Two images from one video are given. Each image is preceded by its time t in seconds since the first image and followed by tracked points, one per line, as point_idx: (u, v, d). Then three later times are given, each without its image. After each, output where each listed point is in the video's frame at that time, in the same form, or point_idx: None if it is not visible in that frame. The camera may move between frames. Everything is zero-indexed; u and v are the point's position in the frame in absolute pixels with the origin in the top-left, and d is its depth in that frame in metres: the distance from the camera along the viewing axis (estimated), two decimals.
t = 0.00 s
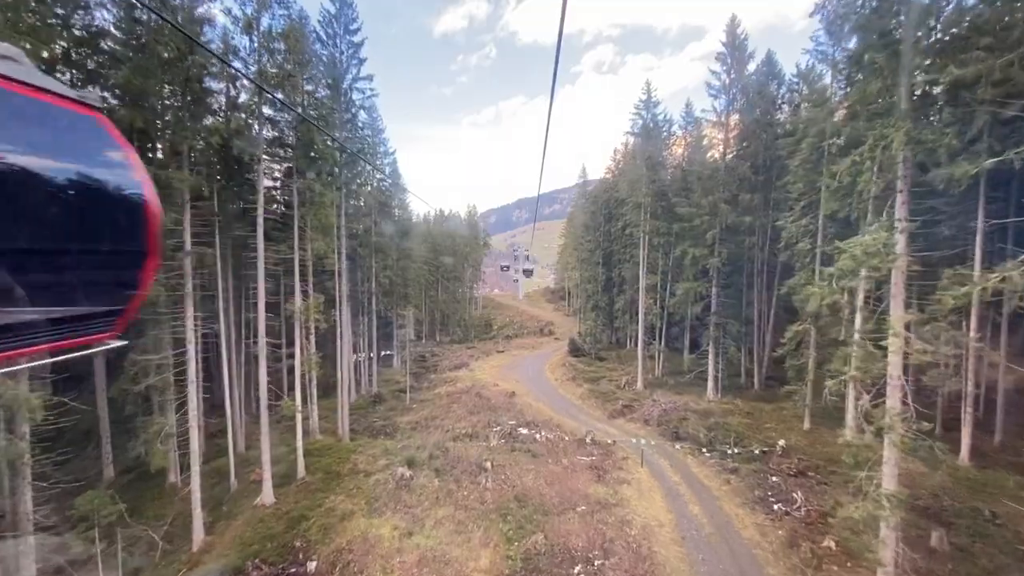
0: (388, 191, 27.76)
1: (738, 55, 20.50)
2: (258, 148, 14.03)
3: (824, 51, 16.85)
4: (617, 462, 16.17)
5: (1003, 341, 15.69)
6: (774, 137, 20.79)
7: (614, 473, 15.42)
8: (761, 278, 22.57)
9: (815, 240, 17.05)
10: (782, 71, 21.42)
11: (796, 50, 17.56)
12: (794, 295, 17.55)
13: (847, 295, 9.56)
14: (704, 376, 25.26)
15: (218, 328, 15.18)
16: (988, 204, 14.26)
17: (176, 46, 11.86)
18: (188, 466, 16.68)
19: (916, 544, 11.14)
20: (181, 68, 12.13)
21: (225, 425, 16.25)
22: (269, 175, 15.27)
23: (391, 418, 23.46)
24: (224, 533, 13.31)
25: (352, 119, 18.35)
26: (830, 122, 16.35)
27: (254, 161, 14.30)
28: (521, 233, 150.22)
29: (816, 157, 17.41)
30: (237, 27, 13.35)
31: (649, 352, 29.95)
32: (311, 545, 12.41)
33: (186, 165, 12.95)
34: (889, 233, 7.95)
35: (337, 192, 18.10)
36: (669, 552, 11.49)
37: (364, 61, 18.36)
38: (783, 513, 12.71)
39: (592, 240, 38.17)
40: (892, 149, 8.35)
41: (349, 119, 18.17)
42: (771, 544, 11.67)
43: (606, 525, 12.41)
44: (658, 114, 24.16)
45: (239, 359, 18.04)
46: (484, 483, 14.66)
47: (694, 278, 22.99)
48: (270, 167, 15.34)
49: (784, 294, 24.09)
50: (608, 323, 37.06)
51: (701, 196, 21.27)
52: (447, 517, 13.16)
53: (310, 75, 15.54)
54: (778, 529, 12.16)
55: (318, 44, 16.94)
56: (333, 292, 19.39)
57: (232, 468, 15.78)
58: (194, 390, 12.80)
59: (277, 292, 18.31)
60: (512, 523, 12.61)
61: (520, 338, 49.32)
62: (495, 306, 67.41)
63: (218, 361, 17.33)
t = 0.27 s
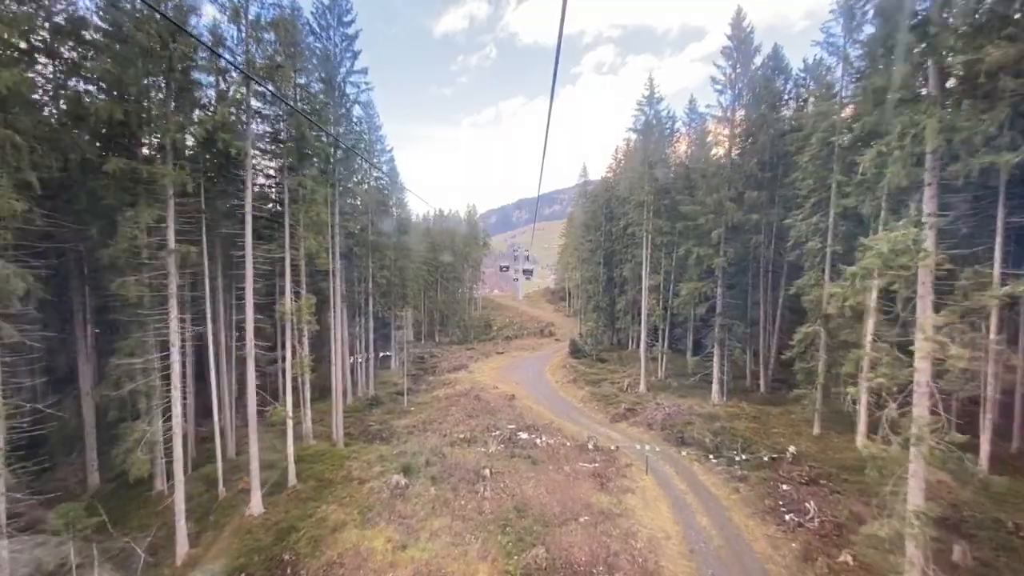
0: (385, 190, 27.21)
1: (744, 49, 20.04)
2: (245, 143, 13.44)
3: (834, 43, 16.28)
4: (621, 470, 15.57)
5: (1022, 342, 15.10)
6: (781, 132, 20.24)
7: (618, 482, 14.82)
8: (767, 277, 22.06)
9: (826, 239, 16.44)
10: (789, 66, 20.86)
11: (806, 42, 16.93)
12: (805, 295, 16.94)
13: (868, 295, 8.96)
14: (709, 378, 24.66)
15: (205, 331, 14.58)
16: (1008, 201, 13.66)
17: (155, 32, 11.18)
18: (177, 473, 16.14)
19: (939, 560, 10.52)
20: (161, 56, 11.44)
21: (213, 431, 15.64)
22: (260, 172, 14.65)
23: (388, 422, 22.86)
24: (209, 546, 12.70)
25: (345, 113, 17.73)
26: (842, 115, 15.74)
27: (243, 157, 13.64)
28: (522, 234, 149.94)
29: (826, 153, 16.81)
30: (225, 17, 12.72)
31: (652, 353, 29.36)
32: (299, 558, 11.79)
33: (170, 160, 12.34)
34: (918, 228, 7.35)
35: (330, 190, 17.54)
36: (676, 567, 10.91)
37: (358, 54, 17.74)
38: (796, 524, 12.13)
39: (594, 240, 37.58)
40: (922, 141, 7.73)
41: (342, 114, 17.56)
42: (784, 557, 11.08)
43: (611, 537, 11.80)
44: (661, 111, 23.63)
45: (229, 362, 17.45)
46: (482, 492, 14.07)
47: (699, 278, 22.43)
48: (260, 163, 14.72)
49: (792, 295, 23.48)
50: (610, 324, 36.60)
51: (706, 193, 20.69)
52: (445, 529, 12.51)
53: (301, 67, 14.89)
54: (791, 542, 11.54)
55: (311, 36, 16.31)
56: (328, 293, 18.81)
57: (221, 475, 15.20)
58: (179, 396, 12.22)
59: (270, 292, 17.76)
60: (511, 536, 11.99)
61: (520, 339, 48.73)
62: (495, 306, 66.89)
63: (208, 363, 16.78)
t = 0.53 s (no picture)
0: (382, 188, 26.60)
1: (750, 43, 19.43)
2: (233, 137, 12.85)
3: (845, 36, 15.71)
4: (624, 478, 14.97)
5: None
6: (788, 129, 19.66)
7: (621, 491, 14.21)
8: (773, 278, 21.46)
9: (836, 238, 15.86)
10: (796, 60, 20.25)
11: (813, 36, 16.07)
12: (815, 295, 16.35)
13: (891, 296, 8.40)
14: (713, 381, 24.05)
15: (192, 333, 14.00)
16: None
17: (134, 18, 10.55)
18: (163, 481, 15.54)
19: None
20: (141, 44, 10.82)
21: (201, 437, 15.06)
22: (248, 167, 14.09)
23: (384, 426, 22.25)
24: (193, 559, 12.11)
25: (338, 108, 17.12)
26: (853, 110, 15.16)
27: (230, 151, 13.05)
28: (521, 234, 149.30)
29: (836, 149, 16.23)
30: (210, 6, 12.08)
31: (654, 355, 28.75)
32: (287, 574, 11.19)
33: (153, 155, 11.76)
34: (953, 223, 6.77)
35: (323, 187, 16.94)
36: None
37: (352, 47, 17.13)
38: (810, 537, 11.54)
39: (595, 240, 36.97)
40: (955, 129, 7.13)
41: (335, 108, 16.95)
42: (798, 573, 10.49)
43: (615, 552, 11.18)
44: (664, 107, 22.99)
45: (219, 365, 16.86)
46: (480, 502, 13.46)
47: (703, 278, 21.83)
48: (250, 158, 14.14)
49: (798, 296, 22.86)
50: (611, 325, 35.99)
51: (711, 191, 20.10)
52: (440, 542, 11.89)
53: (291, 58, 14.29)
54: (805, 556, 10.95)
55: (302, 27, 15.75)
56: (321, 293, 18.20)
57: (208, 483, 14.59)
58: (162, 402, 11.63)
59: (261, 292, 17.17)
60: (509, 550, 11.37)
61: (520, 340, 48.10)
62: (494, 306, 66.25)
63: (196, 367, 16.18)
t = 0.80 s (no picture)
0: (378, 186, 26.00)
1: (756, 37, 18.86)
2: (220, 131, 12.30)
3: (856, 26, 14.90)
4: (628, 487, 14.36)
5: None
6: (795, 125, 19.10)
7: (625, 500, 13.60)
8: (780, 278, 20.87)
9: (848, 237, 15.28)
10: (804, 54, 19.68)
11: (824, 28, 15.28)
12: (825, 296, 15.77)
13: (919, 295, 7.80)
14: (717, 384, 23.45)
15: (176, 335, 13.40)
16: None
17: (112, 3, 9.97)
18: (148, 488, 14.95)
19: None
20: (120, 31, 10.24)
21: (186, 444, 14.49)
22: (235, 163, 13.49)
23: (379, 431, 21.62)
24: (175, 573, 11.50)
25: (331, 103, 16.53)
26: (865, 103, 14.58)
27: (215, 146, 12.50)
28: (521, 235, 148.68)
29: (846, 145, 15.65)
30: None
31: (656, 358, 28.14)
32: None
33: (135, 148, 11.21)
34: (992, 217, 6.18)
35: (315, 184, 16.36)
36: None
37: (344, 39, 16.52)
38: (825, 550, 10.95)
39: (596, 240, 36.39)
40: (993, 114, 6.56)
41: (328, 102, 16.35)
42: None
43: (620, 566, 10.59)
44: (668, 103, 22.29)
45: (205, 369, 16.26)
46: (477, 512, 12.86)
47: (707, 279, 21.25)
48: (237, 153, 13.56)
49: (805, 297, 22.26)
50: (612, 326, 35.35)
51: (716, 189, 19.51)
52: (435, 556, 11.28)
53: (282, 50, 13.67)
54: (819, 571, 10.36)
55: (293, 18, 15.13)
56: (313, 294, 17.60)
57: (194, 492, 13.98)
58: (141, 409, 11.00)
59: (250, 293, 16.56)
60: (508, 564, 10.77)
61: (519, 341, 47.47)
62: (494, 308, 65.62)
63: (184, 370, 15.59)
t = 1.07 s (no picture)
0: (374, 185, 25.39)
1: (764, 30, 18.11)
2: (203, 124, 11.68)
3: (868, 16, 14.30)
4: (631, 496, 13.76)
5: None
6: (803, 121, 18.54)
7: (629, 511, 13.00)
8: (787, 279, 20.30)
9: (859, 236, 14.72)
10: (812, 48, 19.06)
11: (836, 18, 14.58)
12: (836, 297, 15.19)
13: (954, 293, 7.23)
14: (721, 388, 22.87)
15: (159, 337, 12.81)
16: None
17: None
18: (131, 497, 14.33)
19: None
20: (95, 16, 9.65)
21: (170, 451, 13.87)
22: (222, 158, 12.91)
23: (374, 436, 21.01)
24: None
25: (323, 96, 15.91)
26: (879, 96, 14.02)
27: (199, 140, 11.91)
28: (521, 235, 148.06)
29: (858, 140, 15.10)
30: None
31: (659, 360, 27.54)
32: None
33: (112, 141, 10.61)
34: None
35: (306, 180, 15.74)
36: None
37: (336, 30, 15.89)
38: (841, 566, 10.35)
39: (597, 240, 35.82)
40: None
41: (319, 95, 15.75)
42: None
43: None
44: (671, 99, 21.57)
45: (192, 372, 15.67)
46: (475, 524, 12.27)
47: (712, 279, 20.67)
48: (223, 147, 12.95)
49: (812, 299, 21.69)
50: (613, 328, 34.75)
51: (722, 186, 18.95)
52: (429, 571, 10.68)
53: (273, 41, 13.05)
54: None
55: (283, 8, 14.53)
56: (305, 295, 16.99)
57: (178, 501, 13.38)
58: (119, 416, 10.40)
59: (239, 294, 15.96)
60: None
61: (518, 343, 46.86)
62: (493, 308, 65.02)
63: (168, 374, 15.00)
